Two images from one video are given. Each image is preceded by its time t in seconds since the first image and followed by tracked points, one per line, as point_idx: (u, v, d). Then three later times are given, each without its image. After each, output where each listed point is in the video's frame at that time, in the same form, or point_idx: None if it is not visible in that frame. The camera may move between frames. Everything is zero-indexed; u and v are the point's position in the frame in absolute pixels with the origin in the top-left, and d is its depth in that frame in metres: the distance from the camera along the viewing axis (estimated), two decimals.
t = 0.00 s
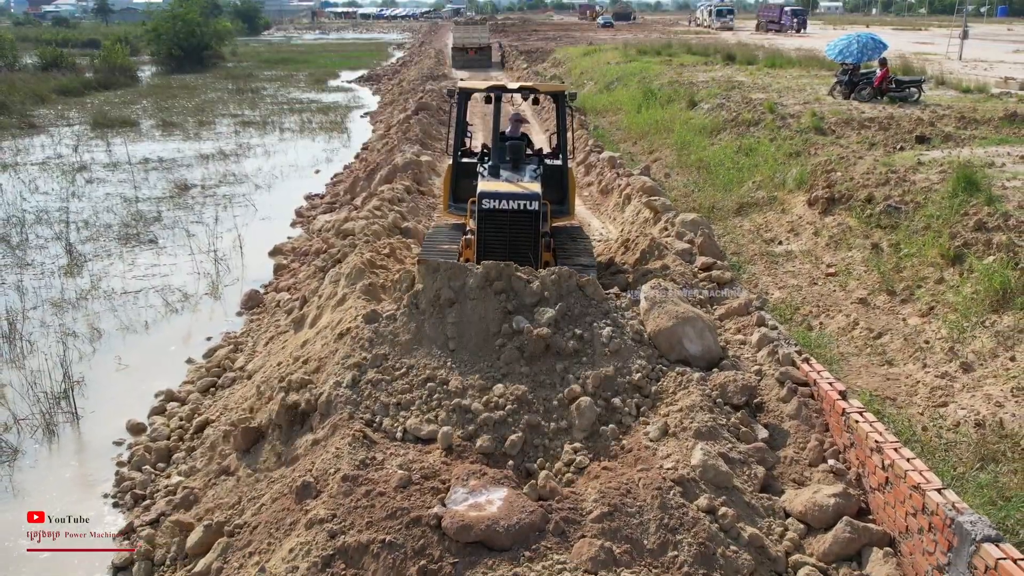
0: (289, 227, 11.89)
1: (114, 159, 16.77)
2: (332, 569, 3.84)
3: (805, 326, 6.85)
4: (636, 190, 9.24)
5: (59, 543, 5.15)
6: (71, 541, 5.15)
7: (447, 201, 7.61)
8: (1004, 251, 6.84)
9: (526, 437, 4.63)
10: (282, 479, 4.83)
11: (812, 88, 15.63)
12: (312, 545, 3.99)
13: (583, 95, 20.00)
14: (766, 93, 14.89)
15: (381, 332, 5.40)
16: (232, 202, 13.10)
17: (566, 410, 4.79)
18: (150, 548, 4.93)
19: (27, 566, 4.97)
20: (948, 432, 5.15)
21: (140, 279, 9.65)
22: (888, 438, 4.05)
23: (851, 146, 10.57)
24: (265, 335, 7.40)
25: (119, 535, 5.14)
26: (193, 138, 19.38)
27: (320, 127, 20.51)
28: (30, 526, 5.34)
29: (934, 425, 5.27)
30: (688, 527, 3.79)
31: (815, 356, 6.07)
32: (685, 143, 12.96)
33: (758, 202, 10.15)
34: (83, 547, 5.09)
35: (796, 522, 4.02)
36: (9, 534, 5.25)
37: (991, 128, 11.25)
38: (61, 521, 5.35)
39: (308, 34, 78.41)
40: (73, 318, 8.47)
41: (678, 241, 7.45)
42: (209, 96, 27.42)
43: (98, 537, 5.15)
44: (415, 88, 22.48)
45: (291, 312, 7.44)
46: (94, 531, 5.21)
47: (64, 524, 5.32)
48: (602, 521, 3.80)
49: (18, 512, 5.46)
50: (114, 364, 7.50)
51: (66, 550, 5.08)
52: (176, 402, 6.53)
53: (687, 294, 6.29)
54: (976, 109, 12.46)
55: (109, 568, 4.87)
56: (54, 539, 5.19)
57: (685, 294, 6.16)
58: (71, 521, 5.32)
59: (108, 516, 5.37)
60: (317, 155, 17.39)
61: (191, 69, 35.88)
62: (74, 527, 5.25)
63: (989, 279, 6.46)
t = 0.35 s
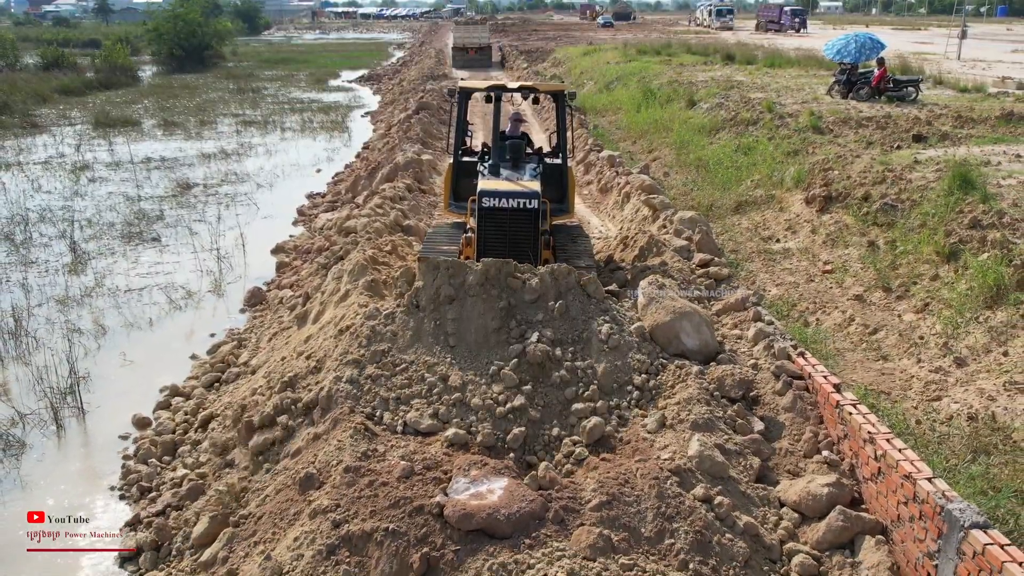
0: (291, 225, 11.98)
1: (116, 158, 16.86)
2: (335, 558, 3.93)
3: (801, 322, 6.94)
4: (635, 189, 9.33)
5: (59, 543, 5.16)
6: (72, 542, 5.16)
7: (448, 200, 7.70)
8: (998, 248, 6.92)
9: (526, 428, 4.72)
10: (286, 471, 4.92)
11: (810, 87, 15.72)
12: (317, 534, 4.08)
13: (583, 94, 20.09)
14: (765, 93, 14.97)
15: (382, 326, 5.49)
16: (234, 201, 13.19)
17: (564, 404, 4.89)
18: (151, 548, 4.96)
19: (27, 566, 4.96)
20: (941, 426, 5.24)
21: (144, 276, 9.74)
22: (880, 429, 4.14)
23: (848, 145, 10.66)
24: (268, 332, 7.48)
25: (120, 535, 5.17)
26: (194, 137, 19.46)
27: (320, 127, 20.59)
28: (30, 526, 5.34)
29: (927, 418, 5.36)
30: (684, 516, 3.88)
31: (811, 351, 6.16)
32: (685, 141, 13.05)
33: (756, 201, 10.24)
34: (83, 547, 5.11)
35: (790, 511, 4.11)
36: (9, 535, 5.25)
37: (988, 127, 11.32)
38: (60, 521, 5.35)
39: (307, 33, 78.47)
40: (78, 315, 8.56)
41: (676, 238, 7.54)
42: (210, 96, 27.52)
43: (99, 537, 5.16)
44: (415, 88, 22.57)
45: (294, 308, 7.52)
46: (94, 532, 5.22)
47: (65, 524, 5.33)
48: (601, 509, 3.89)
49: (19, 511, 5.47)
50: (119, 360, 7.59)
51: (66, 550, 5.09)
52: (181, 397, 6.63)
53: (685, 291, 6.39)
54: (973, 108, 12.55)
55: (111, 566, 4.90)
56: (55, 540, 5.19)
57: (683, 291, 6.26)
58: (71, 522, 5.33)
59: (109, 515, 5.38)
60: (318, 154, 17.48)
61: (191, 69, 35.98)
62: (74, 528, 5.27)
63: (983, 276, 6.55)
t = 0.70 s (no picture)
0: (292, 224, 12.06)
1: (118, 158, 16.94)
2: (338, 548, 4.03)
3: (797, 319, 7.02)
4: (633, 188, 9.42)
5: (59, 543, 5.19)
6: (72, 541, 5.19)
7: (448, 200, 7.78)
8: (992, 246, 7.00)
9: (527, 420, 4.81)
10: (289, 463, 5.01)
11: (809, 88, 15.81)
12: (318, 526, 4.18)
13: (583, 95, 20.18)
14: (763, 93, 15.06)
15: (383, 322, 5.59)
16: (236, 201, 13.28)
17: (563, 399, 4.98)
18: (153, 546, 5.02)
19: (28, 566, 4.98)
20: (934, 420, 5.33)
21: (147, 275, 9.83)
22: (871, 423, 4.23)
23: (845, 145, 10.74)
24: (270, 329, 7.57)
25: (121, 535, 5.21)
26: (195, 137, 19.55)
27: (321, 127, 20.68)
28: (30, 526, 5.36)
29: (920, 413, 5.45)
30: (679, 507, 3.98)
31: (807, 348, 6.24)
32: (683, 141, 13.14)
33: (754, 200, 10.32)
34: (84, 547, 5.14)
35: (783, 502, 4.20)
36: (9, 535, 5.25)
37: (984, 127, 11.42)
38: (60, 521, 5.37)
39: (307, 32, 78.56)
40: (82, 313, 8.65)
41: (674, 236, 7.62)
42: (211, 96, 27.61)
43: (99, 537, 5.20)
44: (416, 88, 22.66)
45: (296, 306, 7.60)
46: (94, 531, 5.25)
47: (65, 524, 5.35)
48: (597, 500, 3.99)
49: (20, 511, 5.49)
50: (123, 357, 7.68)
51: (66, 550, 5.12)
52: (184, 393, 6.71)
53: (682, 288, 6.48)
54: (970, 108, 12.64)
55: (111, 566, 4.94)
56: (55, 539, 5.21)
57: (679, 288, 6.36)
58: (71, 522, 5.36)
59: (108, 516, 5.41)
60: (319, 154, 17.56)
61: (192, 69, 36.06)
62: (75, 528, 5.30)
63: (976, 274, 6.64)
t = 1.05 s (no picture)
0: (293, 223, 12.15)
1: (120, 158, 17.02)
2: (340, 538, 4.11)
3: (794, 316, 7.10)
4: (632, 187, 9.50)
5: (59, 543, 5.19)
6: (72, 541, 5.20)
7: (448, 199, 7.86)
8: (986, 244, 7.07)
9: (526, 413, 4.90)
10: (291, 457, 5.09)
11: (807, 88, 15.89)
12: (321, 517, 4.26)
13: (583, 95, 20.26)
14: (762, 93, 15.14)
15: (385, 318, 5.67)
16: (238, 200, 13.36)
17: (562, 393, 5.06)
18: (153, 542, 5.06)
19: (28, 566, 4.99)
20: (927, 415, 5.41)
21: (150, 273, 9.91)
22: (864, 415, 4.31)
23: (843, 144, 10.82)
24: (272, 326, 7.65)
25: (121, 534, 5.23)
26: (196, 137, 19.64)
27: (321, 126, 20.76)
28: (30, 526, 5.37)
29: (914, 408, 5.53)
30: (675, 497, 4.07)
31: (802, 344, 6.32)
32: (682, 141, 13.22)
33: (752, 199, 10.40)
34: (84, 547, 5.14)
35: (778, 494, 4.29)
36: (9, 535, 5.26)
37: (980, 126, 11.49)
38: (60, 521, 5.38)
39: (308, 32, 78.58)
40: (86, 310, 8.74)
41: (672, 234, 7.70)
42: (212, 95, 27.70)
43: (98, 536, 5.21)
44: (416, 88, 22.72)
45: (298, 304, 7.68)
46: (94, 531, 5.26)
47: (64, 524, 5.36)
48: (596, 491, 4.08)
49: (20, 511, 5.50)
50: (127, 353, 7.76)
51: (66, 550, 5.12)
52: (188, 389, 6.79)
53: (679, 285, 6.57)
54: (967, 108, 12.73)
55: (111, 565, 4.95)
56: (55, 539, 5.22)
57: (676, 285, 6.47)
58: (71, 522, 5.37)
59: (108, 515, 5.42)
60: (319, 154, 17.62)
61: (192, 69, 36.14)
62: (74, 527, 5.30)
63: (971, 271, 6.72)
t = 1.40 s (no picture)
0: (295, 222, 12.22)
1: (122, 157, 17.11)
2: (343, 530, 4.19)
3: (792, 313, 7.18)
4: (631, 186, 9.58)
5: (59, 543, 5.20)
6: (72, 541, 5.20)
7: (449, 199, 7.94)
8: (981, 242, 7.14)
9: (526, 407, 4.98)
10: (294, 450, 5.17)
11: (806, 88, 15.96)
12: (325, 509, 4.35)
13: (582, 94, 20.34)
14: (761, 92, 15.21)
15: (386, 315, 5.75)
16: (239, 199, 13.43)
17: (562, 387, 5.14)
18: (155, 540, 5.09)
19: (28, 566, 4.99)
20: (922, 410, 5.50)
21: (153, 271, 10.00)
22: (859, 409, 4.39)
23: (841, 144, 10.90)
24: (275, 323, 7.72)
25: (122, 535, 5.22)
26: (197, 137, 19.72)
27: (322, 126, 20.84)
28: (30, 526, 5.38)
29: (909, 403, 5.62)
30: (672, 489, 4.16)
31: (799, 341, 6.40)
32: (682, 140, 13.30)
33: (750, 198, 10.48)
34: (83, 547, 5.15)
35: (774, 486, 4.38)
36: (9, 534, 5.27)
37: (978, 126, 11.57)
38: (61, 521, 5.39)
39: (308, 30, 78.46)
40: (91, 307, 8.82)
41: (671, 232, 7.78)
42: (213, 95, 27.78)
43: (99, 537, 5.20)
44: (416, 87, 22.80)
45: (301, 301, 7.76)
46: (94, 532, 5.27)
47: (64, 524, 5.37)
48: (595, 483, 4.17)
49: (19, 512, 5.50)
50: (132, 350, 7.85)
51: (66, 550, 5.12)
52: (192, 385, 6.88)
53: (677, 282, 6.66)
54: (965, 107, 12.80)
55: (111, 565, 4.95)
56: (55, 539, 5.23)
57: (674, 282, 6.55)
58: (71, 522, 5.37)
59: (108, 516, 5.42)
60: (321, 153, 17.70)
61: (193, 69, 36.22)
62: (74, 528, 5.31)
63: (966, 268, 6.80)
